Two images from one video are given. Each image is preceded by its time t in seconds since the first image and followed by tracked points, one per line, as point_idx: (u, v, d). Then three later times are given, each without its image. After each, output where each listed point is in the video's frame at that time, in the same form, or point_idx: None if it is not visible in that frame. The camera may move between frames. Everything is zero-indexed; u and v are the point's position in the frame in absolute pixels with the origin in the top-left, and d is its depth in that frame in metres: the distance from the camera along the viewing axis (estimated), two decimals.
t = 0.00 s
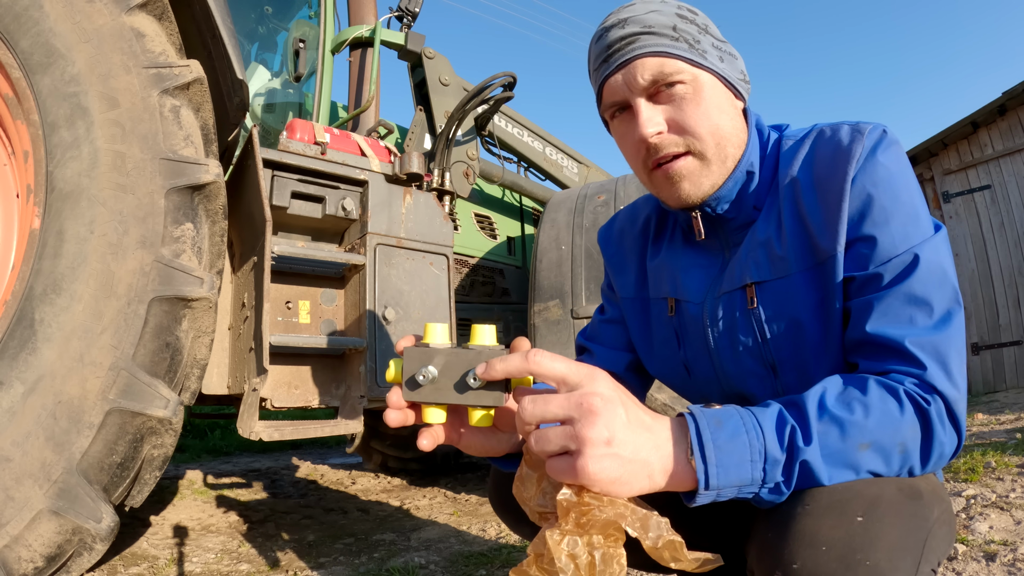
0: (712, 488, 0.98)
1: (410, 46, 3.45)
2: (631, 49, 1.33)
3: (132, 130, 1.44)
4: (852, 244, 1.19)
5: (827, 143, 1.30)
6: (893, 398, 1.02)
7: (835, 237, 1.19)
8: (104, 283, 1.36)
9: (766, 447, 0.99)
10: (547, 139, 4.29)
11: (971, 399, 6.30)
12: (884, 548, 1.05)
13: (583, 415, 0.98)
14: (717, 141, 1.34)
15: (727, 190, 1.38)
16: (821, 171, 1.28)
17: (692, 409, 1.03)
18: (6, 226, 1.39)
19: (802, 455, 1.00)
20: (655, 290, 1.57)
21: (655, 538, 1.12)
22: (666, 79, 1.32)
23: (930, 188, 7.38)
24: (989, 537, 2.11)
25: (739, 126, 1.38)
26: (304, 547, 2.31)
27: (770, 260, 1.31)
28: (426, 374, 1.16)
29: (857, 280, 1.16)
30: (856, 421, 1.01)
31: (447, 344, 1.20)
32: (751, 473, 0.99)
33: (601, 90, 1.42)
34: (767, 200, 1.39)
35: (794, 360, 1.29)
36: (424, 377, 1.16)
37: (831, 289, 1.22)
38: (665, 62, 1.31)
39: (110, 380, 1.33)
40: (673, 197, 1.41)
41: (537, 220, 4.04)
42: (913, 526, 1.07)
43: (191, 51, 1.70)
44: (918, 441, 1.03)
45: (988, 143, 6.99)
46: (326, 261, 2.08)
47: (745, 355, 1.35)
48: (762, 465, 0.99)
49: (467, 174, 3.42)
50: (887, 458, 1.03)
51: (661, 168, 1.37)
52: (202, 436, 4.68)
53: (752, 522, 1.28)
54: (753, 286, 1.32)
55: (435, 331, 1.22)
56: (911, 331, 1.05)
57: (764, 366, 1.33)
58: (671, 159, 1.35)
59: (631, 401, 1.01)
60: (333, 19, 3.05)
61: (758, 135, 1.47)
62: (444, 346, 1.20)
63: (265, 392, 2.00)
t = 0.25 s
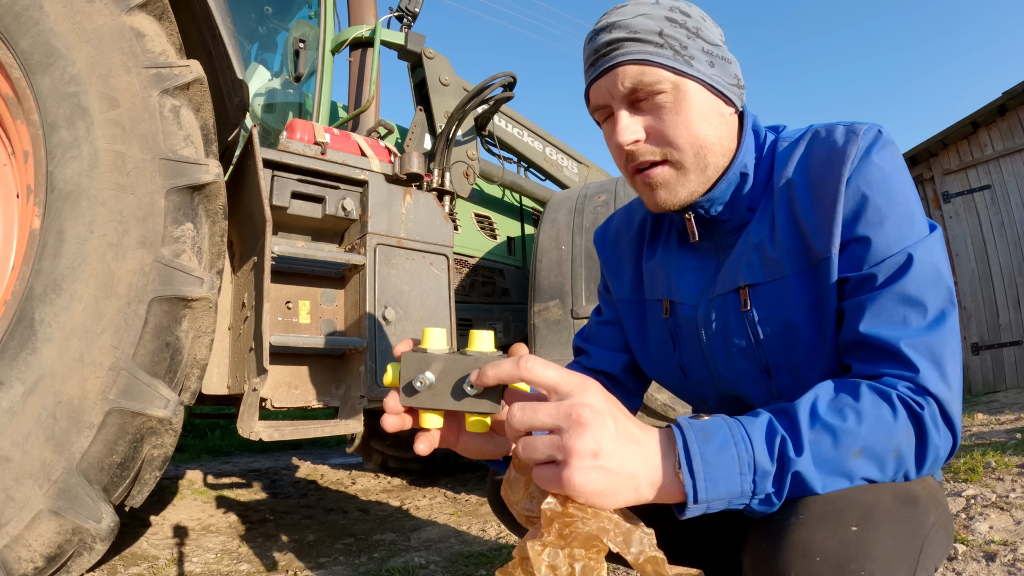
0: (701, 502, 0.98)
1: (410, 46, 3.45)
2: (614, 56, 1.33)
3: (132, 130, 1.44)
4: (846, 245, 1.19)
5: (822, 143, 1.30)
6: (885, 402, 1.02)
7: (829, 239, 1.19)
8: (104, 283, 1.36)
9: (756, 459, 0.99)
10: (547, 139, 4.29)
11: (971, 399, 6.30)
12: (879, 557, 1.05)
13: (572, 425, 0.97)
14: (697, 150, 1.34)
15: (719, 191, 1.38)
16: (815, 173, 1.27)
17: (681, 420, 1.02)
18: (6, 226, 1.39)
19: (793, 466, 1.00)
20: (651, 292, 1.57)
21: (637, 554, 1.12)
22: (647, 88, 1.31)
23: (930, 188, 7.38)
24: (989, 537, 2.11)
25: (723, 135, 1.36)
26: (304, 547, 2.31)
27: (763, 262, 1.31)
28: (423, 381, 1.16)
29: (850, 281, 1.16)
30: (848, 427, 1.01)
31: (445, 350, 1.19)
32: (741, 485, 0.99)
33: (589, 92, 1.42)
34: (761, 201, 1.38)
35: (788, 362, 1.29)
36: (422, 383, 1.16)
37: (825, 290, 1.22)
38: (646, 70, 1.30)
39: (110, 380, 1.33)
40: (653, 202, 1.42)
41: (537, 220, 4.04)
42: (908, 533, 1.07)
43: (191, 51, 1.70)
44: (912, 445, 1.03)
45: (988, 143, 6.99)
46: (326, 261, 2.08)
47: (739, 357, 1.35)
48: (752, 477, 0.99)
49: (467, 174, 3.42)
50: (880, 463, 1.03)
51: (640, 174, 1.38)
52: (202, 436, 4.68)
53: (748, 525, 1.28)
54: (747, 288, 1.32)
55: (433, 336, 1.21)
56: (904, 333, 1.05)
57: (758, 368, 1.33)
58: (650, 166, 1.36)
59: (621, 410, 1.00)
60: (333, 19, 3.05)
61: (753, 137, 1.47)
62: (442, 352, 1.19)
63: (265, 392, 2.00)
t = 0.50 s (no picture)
0: (689, 513, 0.98)
1: (410, 46, 3.45)
2: (585, 64, 1.41)
3: (132, 130, 1.44)
4: (844, 245, 1.18)
5: (822, 143, 1.28)
6: (881, 406, 1.01)
7: (828, 239, 1.18)
8: (104, 282, 1.36)
9: (746, 469, 0.99)
10: (547, 139, 4.29)
11: (970, 399, 6.30)
12: (872, 564, 1.06)
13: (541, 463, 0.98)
14: (643, 165, 1.36)
15: (713, 189, 1.36)
16: (815, 172, 1.26)
17: (672, 427, 1.02)
18: (6, 226, 1.39)
19: (784, 477, 0.99)
20: (648, 290, 1.57)
21: (613, 567, 1.21)
22: (601, 100, 1.37)
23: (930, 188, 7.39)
24: (989, 537, 2.11)
25: (680, 154, 1.35)
26: (304, 547, 2.31)
27: (759, 262, 1.30)
28: (414, 398, 1.17)
29: (848, 280, 1.16)
30: (842, 433, 1.01)
31: (431, 366, 1.19)
32: (730, 496, 0.99)
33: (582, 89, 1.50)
34: (758, 200, 1.37)
35: (784, 362, 1.29)
36: (412, 402, 1.16)
37: (822, 290, 1.21)
38: (600, 84, 1.36)
39: (110, 380, 1.33)
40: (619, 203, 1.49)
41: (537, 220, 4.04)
42: (903, 539, 1.08)
43: (191, 51, 1.70)
44: (906, 450, 1.03)
45: (988, 143, 6.99)
46: (326, 261, 2.08)
47: (734, 356, 1.35)
48: (742, 487, 0.99)
49: (467, 174, 3.42)
50: (874, 468, 1.03)
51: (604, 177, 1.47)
52: (202, 436, 4.68)
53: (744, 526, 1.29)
54: (742, 288, 1.31)
55: (418, 353, 1.22)
56: (903, 334, 1.05)
57: (754, 367, 1.33)
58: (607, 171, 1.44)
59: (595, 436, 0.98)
60: (333, 19, 3.05)
61: (753, 136, 1.43)
62: (429, 368, 1.20)
63: (265, 392, 2.01)
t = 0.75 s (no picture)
0: (672, 521, 0.98)
1: (410, 46, 3.45)
2: (588, 55, 1.41)
3: (132, 130, 1.44)
4: (843, 247, 1.17)
5: (824, 142, 1.27)
6: (872, 415, 1.01)
7: (827, 241, 1.18)
8: (104, 282, 1.36)
9: (730, 479, 0.98)
10: (547, 139, 4.29)
11: (970, 399, 6.30)
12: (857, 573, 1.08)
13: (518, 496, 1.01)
14: (639, 159, 1.36)
15: (712, 186, 1.36)
16: (815, 172, 1.25)
17: (656, 435, 1.01)
18: (6, 226, 1.39)
19: (767, 488, 0.99)
20: (646, 288, 1.57)
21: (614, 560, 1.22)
22: (601, 92, 1.37)
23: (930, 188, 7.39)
24: (989, 537, 2.11)
25: (679, 149, 1.34)
26: (304, 547, 2.31)
27: (756, 262, 1.30)
28: (441, 411, 1.10)
29: (845, 282, 1.15)
30: (831, 442, 1.00)
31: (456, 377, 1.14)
32: (713, 505, 0.98)
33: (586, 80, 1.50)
34: (758, 199, 1.36)
35: (779, 362, 1.29)
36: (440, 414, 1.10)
37: (818, 292, 1.21)
38: (601, 74, 1.35)
39: (110, 380, 1.33)
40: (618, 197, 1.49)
41: (537, 220, 4.04)
42: (890, 547, 1.09)
43: (191, 51, 1.70)
44: (896, 459, 1.03)
45: (988, 143, 6.99)
46: (326, 261, 2.08)
47: (730, 357, 1.35)
48: (726, 496, 0.99)
49: (467, 174, 3.42)
50: (863, 478, 1.02)
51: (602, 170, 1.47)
52: (202, 436, 4.68)
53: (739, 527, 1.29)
54: (738, 288, 1.31)
55: (443, 362, 1.16)
56: (899, 340, 1.04)
57: (749, 368, 1.33)
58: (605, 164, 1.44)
59: (564, 466, 0.98)
60: (333, 19, 3.05)
61: (757, 133, 1.43)
62: (454, 378, 1.14)
63: (265, 392, 2.01)
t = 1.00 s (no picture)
0: (659, 535, 0.98)
1: (410, 46, 3.45)
2: (605, 44, 1.41)
3: (132, 130, 1.44)
4: (855, 245, 1.17)
5: (842, 138, 1.26)
6: (868, 427, 1.00)
7: (840, 238, 1.17)
8: (104, 283, 1.36)
9: (714, 494, 0.99)
10: (547, 139, 4.29)
11: (970, 399, 6.30)
12: None
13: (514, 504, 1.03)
14: (658, 147, 1.35)
15: (729, 176, 1.36)
16: (831, 168, 1.24)
17: (642, 451, 1.02)
18: (6, 226, 1.39)
19: (756, 504, 0.98)
20: (659, 279, 1.57)
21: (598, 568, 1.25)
22: (619, 80, 1.37)
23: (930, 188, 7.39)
24: (989, 537, 2.11)
25: (698, 138, 1.34)
26: (304, 547, 2.31)
27: (769, 257, 1.30)
28: (457, 436, 1.07)
29: (855, 281, 1.14)
30: (825, 454, 0.99)
31: (469, 402, 1.11)
32: (699, 520, 0.99)
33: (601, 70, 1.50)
34: (775, 192, 1.36)
35: (787, 359, 1.29)
36: (453, 439, 1.07)
37: (829, 290, 1.20)
38: (619, 62, 1.35)
39: (110, 380, 1.33)
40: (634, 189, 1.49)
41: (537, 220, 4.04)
42: (887, 558, 1.10)
43: (191, 51, 1.70)
44: (895, 471, 1.01)
45: (988, 143, 6.99)
46: (326, 261, 2.08)
47: (738, 352, 1.35)
48: (712, 511, 0.99)
49: (467, 174, 3.42)
50: (859, 490, 1.01)
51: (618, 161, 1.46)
52: (202, 436, 4.68)
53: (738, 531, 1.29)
54: (751, 283, 1.31)
55: (455, 387, 1.14)
56: (906, 344, 1.03)
57: (757, 364, 1.33)
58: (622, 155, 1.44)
59: (561, 479, 1.00)
60: (333, 19, 3.05)
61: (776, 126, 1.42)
62: (468, 403, 1.12)
63: (265, 392, 2.00)
